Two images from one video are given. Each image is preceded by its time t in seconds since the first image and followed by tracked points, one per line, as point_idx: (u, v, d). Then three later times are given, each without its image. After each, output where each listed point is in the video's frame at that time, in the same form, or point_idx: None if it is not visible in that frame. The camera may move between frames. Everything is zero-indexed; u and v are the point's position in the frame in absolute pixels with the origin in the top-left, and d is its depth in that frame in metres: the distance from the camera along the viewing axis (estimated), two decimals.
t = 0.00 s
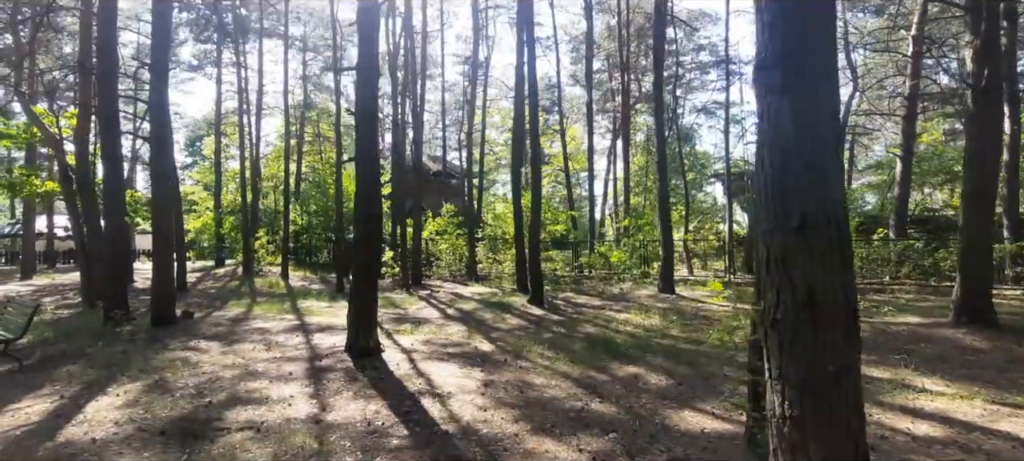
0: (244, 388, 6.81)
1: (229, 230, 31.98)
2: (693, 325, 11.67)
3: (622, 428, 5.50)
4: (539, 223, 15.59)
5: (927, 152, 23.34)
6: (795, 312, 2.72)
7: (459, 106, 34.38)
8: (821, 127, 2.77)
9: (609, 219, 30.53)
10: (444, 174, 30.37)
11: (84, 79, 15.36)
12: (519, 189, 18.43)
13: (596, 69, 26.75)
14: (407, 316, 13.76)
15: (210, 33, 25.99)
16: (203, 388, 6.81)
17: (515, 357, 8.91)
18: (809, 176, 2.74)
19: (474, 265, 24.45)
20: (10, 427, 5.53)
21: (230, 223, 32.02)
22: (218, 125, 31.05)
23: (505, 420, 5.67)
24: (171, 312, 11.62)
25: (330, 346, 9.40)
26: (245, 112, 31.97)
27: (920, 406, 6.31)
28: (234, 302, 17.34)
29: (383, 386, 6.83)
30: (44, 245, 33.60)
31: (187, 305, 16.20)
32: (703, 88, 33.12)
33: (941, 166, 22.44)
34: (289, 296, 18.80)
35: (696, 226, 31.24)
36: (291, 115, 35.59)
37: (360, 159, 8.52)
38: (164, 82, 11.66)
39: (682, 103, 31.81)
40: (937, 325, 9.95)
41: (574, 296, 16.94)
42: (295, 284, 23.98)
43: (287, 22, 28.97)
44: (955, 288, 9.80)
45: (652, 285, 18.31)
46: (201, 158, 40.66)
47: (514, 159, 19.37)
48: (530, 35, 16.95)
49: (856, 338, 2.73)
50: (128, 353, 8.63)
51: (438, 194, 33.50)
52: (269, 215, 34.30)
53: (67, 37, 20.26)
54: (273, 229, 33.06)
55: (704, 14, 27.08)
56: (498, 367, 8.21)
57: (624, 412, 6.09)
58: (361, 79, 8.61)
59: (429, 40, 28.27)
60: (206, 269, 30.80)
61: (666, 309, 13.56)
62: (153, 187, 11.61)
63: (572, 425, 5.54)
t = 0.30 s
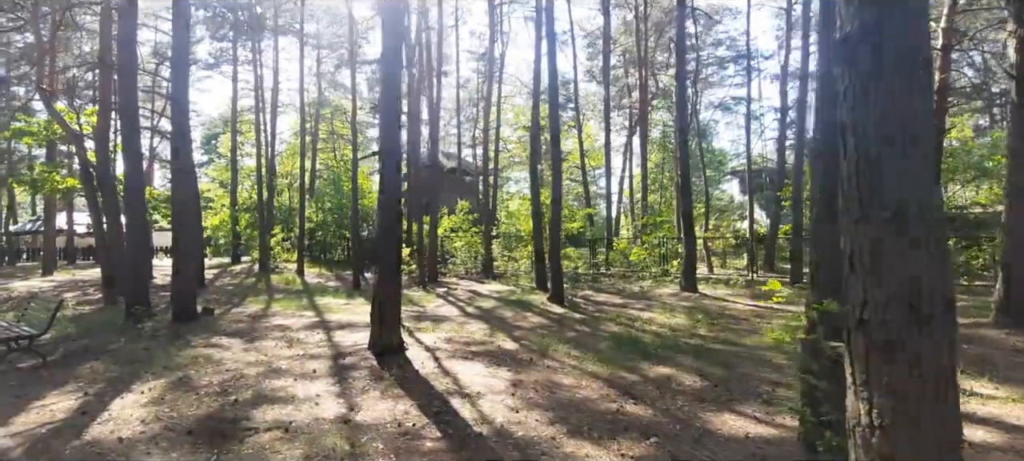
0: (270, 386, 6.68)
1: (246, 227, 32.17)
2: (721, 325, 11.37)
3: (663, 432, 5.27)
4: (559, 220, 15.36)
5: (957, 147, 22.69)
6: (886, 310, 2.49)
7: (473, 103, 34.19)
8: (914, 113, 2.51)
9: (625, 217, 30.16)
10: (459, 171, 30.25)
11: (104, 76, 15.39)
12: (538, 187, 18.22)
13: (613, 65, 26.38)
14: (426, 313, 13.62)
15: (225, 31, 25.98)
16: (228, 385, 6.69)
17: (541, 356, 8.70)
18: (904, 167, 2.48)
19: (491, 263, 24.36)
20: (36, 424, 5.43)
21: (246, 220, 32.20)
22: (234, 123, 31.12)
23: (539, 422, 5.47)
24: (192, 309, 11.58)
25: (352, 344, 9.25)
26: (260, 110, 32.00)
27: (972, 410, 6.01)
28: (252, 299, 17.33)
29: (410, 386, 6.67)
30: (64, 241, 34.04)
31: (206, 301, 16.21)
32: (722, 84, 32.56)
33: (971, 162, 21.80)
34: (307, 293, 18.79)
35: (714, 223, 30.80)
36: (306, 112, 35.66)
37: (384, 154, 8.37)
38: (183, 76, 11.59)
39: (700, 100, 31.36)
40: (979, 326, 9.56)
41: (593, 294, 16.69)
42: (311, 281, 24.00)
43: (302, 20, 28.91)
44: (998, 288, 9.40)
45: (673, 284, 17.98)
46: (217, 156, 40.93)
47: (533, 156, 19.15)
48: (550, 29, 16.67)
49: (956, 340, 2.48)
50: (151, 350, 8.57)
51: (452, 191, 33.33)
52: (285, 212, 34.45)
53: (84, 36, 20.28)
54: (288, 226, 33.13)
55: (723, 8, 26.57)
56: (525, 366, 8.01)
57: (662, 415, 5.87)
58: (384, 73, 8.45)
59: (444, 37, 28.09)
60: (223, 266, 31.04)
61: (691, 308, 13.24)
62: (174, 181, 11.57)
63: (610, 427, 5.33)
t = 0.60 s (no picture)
0: (289, 389, 6.49)
1: (258, 225, 32.24)
2: (746, 326, 11.09)
3: (703, 442, 5.01)
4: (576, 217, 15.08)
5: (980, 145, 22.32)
6: (991, 320, 2.04)
7: (484, 101, 34.01)
8: None
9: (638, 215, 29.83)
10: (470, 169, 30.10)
11: (119, 74, 15.31)
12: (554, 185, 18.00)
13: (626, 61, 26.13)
14: (442, 313, 13.41)
15: (237, 29, 25.95)
16: (247, 388, 6.51)
17: (564, 358, 8.47)
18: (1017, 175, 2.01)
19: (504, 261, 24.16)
20: (53, 429, 5.27)
21: (258, 219, 32.26)
22: (246, 121, 31.11)
23: (572, 430, 5.23)
24: (207, 309, 11.44)
25: (370, 345, 9.07)
26: (272, 109, 31.97)
27: None
28: (265, 297, 17.20)
29: (434, 390, 6.45)
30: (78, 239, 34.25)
31: (219, 300, 16.10)
32: (736, 80, 32.11)
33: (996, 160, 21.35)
34: (320, 291, 18.67)
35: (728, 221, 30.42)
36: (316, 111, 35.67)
37: (406, 154, 8.21)
38: (199, 76, 11.43)
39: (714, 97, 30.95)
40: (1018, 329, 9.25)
41: (610, 293, 16.42)
42: (323, 279, 23.93)
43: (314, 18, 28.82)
44: None
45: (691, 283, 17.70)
46: (229, 154, 41.03)
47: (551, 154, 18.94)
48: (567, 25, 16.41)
49: None
50: (167, 350, 8.43)
51: (463, 190, 33.17)
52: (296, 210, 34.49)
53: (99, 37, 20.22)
54: (299, 224, 33.11)
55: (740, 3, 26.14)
56: (550, 369, 7.79)
57: (699, 422, 5.61)
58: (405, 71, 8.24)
59: (457, 34, 27.89)
60: (236, 264, 31.12)
61: (712, 309, 12.94)
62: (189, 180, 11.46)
63: (648, 436, 5.08)
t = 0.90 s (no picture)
0: (311, 392, 6.37)
1: (269, 225, 32.27)
2: (770, 328, 10.87)
3: (744, 450, 4.84)
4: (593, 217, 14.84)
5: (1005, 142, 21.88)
6: (946, 258, 3.84)
7: (494, 99, 33.75)
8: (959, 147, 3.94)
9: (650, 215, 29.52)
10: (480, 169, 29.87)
11: (133, 75, 15.28)
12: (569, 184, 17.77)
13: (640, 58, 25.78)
14: (457, 313, 13.26)
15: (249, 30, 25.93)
16: (268, 391, 6.39)
17: (587, 361, 8.27)
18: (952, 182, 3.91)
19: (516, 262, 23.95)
20: (75, 432, 5.17)
21: (269, 219, 32.27)
22: (257, 122, 31.11)
23: (606, 437, 5.07)
24: (223, 309, 11.38)
25: (389, 347, 8.92)
26: (283, 109, 31.98)
27: None
28: (279, 298, 17.15)
29: (459, 394, 6.30)
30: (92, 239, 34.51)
31: (233, 300, 16.06)
32: (749, 78, 31.68)
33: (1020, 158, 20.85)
34: (333, 292, 18.60)
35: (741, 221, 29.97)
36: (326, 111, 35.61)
37: (426, 154, 8.07)
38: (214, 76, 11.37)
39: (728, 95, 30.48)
40: None
41: (626, 294, 16.19)
42: (335, 279, 23.86)
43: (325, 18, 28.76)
44: None
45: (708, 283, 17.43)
46: (239, 154, 41.12)
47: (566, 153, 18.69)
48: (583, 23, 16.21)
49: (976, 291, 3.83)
50: (186, 352, 8.33)
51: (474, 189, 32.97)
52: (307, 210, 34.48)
53: (111, 38, 20.26)
54: (310, 224, 33.10)
55: None
56: (574, 372, 7.61)
57: (735, 429, 5.44)
58: (425, 69, 8.12)
59: (468, 33, 27.66)
60: (247, 264, 31.17)
61: (734, 310, 12.67)
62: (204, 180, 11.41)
63: (686, 445, 4.91)
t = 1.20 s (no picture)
0: (333, 395, 6.23)
1: (279, 225, 32.24)
2: (793, 329, 10.66)
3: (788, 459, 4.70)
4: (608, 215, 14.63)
5: None
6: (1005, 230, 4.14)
7: (502, 98, 33.52)
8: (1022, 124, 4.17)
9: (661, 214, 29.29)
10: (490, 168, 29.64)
11: (145, 73, 15.20)
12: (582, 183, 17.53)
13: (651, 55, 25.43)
14: (472, 313, 13.10)
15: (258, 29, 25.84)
16: (289, 394, 6.25)
17: (611, 362, 8.07)
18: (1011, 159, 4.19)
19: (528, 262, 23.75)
20: (96, 436, 5.04)
21: (279, 218, 32.24)
22: (266, 121, 31.08)
23: (644, 444, 4.92)
24: (237, 310, 11.26)
25: (407, 348, 8.77)
26: (292, 109, 31.91)
27: None
28: (290, 297, 17.04)
29: (485, 398, 6.13)
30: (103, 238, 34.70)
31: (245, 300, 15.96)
32: (760, 76, 31.34)
33: None
34: (344, 291, 18.48)
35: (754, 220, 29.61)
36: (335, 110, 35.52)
37: (445, 152, 7.92)
38: (228, 72, 11.25)
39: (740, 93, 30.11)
40: None
41: (642, 294, 15.97)
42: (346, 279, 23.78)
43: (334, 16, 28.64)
44: None
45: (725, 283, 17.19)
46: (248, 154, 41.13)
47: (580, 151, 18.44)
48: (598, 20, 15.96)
49: None
50: (202, 353, 8.20)
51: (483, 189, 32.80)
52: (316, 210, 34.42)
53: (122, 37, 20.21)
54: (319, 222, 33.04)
55: None
56: (600, 374, 7.44)
57: (776, 436, 5.31)
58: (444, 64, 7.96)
59: (477, 31, 27.43)
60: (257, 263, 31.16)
61: (755, 311, 12.43)
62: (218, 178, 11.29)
63: (727, 453, 4.75)
